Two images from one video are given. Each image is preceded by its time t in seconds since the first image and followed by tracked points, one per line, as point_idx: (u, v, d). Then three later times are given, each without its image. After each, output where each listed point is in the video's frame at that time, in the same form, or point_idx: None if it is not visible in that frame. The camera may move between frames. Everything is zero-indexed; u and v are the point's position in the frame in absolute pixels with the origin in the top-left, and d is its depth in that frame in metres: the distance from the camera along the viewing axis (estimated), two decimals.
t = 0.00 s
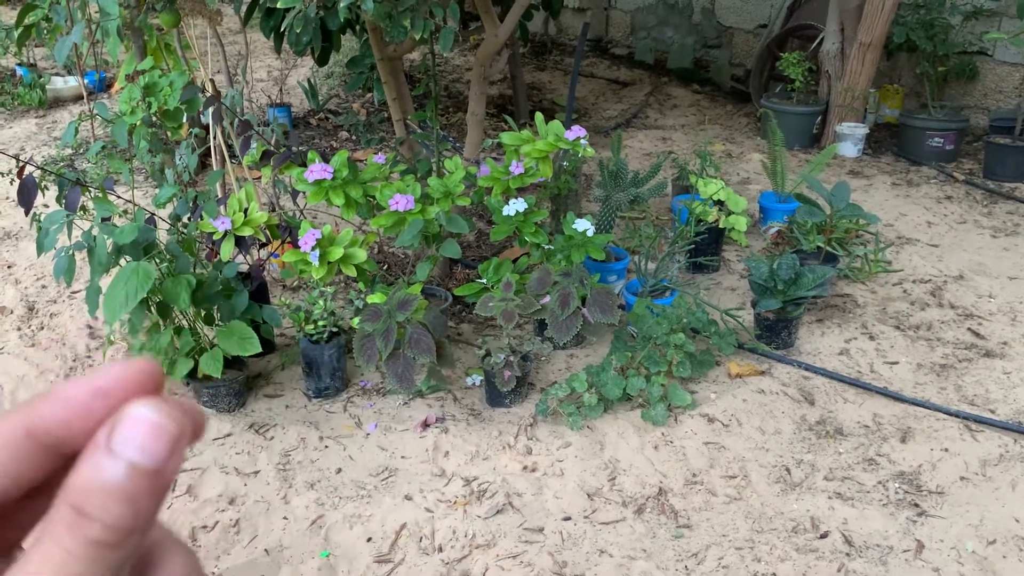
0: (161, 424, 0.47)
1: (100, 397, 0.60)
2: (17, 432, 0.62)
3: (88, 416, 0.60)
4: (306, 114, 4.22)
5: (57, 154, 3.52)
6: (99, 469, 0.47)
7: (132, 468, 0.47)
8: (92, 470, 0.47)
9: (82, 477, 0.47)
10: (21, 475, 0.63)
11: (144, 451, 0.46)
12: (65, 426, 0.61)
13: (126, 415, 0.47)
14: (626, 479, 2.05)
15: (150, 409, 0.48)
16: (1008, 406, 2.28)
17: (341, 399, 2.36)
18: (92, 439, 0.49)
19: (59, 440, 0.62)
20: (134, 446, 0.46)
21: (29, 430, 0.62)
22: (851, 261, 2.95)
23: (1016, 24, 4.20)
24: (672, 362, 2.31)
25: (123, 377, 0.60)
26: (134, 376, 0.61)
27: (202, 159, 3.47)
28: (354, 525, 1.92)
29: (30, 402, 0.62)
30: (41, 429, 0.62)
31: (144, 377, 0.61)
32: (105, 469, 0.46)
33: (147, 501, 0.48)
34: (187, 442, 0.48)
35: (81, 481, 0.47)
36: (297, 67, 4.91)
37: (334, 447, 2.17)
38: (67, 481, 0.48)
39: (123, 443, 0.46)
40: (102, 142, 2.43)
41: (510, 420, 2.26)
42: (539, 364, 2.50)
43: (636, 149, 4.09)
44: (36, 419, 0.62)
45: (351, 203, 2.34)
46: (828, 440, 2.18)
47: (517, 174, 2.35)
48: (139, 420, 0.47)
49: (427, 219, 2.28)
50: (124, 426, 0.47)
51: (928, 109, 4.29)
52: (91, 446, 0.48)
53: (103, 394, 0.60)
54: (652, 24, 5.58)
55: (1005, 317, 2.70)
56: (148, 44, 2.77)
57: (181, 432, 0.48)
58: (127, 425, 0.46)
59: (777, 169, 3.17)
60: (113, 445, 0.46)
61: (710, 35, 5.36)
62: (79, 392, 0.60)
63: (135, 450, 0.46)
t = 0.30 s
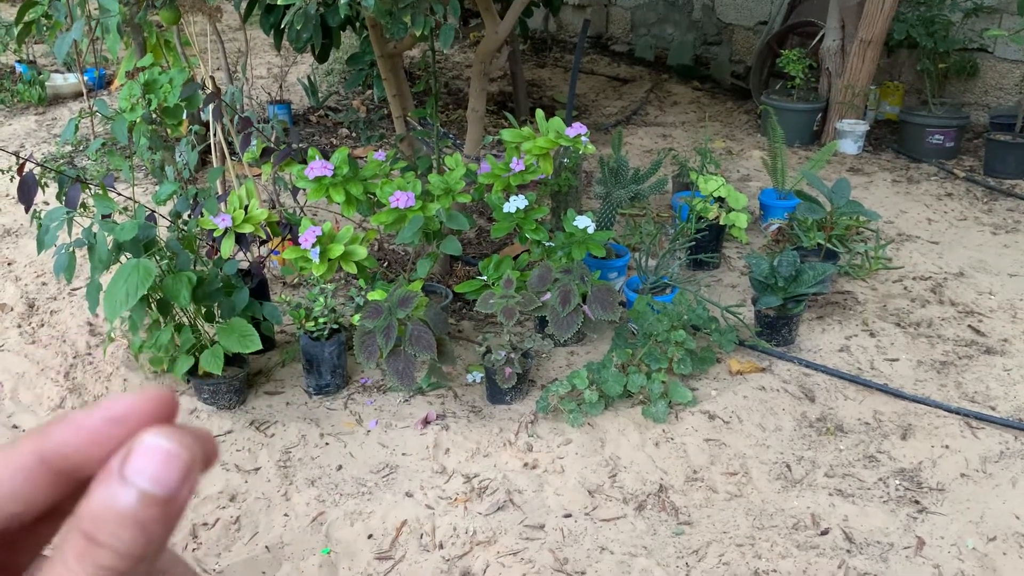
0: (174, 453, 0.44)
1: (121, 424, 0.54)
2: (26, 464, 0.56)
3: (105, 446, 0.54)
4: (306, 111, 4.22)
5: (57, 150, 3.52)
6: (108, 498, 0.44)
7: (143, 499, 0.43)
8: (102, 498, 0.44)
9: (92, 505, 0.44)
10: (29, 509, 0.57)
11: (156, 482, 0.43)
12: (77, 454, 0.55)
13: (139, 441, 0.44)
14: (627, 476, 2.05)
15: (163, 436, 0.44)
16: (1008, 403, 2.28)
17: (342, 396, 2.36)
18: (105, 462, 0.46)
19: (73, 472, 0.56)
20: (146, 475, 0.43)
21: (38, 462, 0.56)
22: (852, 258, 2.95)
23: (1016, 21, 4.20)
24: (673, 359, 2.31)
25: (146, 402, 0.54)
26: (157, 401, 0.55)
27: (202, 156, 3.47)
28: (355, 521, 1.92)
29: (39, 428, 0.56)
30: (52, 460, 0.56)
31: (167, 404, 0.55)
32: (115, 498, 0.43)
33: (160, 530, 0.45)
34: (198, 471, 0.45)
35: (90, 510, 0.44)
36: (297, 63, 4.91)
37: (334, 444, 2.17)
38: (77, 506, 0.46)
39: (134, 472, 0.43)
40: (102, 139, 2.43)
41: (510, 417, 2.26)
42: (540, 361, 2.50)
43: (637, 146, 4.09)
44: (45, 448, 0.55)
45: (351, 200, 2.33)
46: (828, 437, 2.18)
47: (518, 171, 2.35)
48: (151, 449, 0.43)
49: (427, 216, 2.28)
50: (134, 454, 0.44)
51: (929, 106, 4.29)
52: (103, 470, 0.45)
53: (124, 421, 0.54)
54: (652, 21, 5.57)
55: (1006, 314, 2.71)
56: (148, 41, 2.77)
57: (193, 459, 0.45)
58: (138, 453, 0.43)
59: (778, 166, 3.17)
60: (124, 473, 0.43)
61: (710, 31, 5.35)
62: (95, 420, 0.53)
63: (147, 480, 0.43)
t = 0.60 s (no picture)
0: (172, 455, 0.46)
1: (119, 425, 0.57)
2: (27, 463, 0.59)
3: (105, 446, 0.57)
4: (305, 110, 4.22)
5: (57, 150, 3.52)
6: (106, 499, 0.46)
7: (142, 499, 0.46)
8: (101, 499, 0.46)
9: (89, 505, 0.46)
10: (31, 507, 0.61)
11: (154, 482, 0.45)
12: (77, 453, 0.58)
13: (137, 443, 0.46)
14: (627, 474, 2.05)
15: (160, 437, 0.47)
16: (1008, 400, 2.29)
17: (341, 394, 2.36)
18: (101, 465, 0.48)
19: (71, 471, 0.60)
20: (144, 476, 0.45)
21: (37, 462, 0.59)
22: (851, 255, 2.95)
23: (1015, 18, 4.19)
24: (672, 356, 2.31)
25: (142, 403, 0.57)
26: (153, 403, 0.58)
27: (202, 155, 3.47)
28: (355, 519, 1.93)
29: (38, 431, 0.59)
30: (52, 460, 0.59)
31: (163, 405, 0.58)
32: (113, 499, 0.46)
33: (156, 530, 0.47)
34: (195, 472, 0.48)
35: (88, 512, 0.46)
36: (296, 62, 4.91)
37: (334, 442, 2.17)
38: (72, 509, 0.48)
39: (131, 475, 0.45)
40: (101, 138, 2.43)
41: (510, 415, 2.26)
42: (539, 359, 2.50)
43: (636, 144, 4.09)
44: (45, 450, 0.59)
45: (350, 199, 2.33)
46: (828, 434, 2.18)
47: (517, 170, 2.35)
48: (149, 450, 0.46)
49: (426, 215, 2.28)
50: (131, 455, 0.46)
51: (928, 103, 4.29)
52: (100, 473, 0.47)
53: (123, 422, 0.57)
54: (652, 19, 5.57)
55: (1005, 311, 2.71)
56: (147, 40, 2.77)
57: (190, 462, 0.47)
58: (137, 454, 0.45)
59: (777, 164, 3.17)
60: (122, 474, 0.46)
61: (710, 29, 5.34)
62: (94, 421, 0.57)
63: (145, 483, 0.45)
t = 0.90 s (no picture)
0: (149, 439, 0.46)
1: (96, 409, 0.57)
2: None
3: (82, 430, 0.57)
4: (306, 109, 4.22)
5: (57, 149, 3.52)
6: (80, 485, 0.46)
7: (119, 485, 0.45)
8: (77, 485, 0.46)
9: (64, 491, 0.46)
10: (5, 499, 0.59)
11: (131, 467, 0.45)
12: (54, 437, 0.57)
13: (114, 429, 0.46)
14: (628, 471, 2.05)
15: (138, 422, 0.46)
16: (1008, 397, 2.28)
17: (342, 393, 2.36)
18: (79, 451, 0.48)
19: (47, 457, 0.58)
20: (120, 461, 0.45)
21: (10, 445, 0.57)
22: (852, 253, 2.95)
23: (1016, 15, 4.19)
24: (673, 354, 2.31)
25: (120, 387, 0.58)
26: (131, 387, 0.58)
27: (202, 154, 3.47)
28: (356, 518, 1.93)
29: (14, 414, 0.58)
30: (26, 445, 0.57)
31: (142, 390, 0.58)
32: (87, 486, 0.45)
33: (133, 516, 0.47)
34: (173, 458, 0.47)
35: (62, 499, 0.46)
36: (296, 61, 4.91)
37: (336, 440, 2.17)
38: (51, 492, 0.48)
39: (107, 460, 0.45)
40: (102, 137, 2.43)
41: (511, 413, 2.27)
42: (540, 357, 2.51)
43: (637, 142, 4.09)
44: (20, 431, 0.57)
45: (350, 197, 2.34)
46: (828, 431, 2.18)
47: (517, 168, 2.35)
48: (127, 435, 0.45)
49: (427, 213, 2.28)
50: (107, 441, 0.45)
51: (929, 100, 4.28)
52: (77, 458, 0.47)
53: (99, 405, 0.57)
54: (652, 17, 5.56)
55: (1006, 308, 2.71)
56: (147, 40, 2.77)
57: (167, 448, 0.47)
58: (115, 439, 0.45)
59: (778, 161, 3.17)
60: (100, 460, 0.45)
61: (710, 27, 5.34)
62: (69, 405, 0.56)
63: (121, 467, 0.45)
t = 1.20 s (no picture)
0: (178, 518, 0.46)
1: (130, 491, 0.55)
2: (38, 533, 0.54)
3: (118, 512, 0.55)
4: (306, 107, 4.22)
5: (58, 148, 3.52)
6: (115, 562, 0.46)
7: (148, 560, 0.46)
8: (111, 561, 0.46)
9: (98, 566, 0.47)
10: None
11: (161, 541, 0.46)
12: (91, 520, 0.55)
13: (146, 508, 0.47)
14: (628, 468, 2.06)
15: (169, 503, 0.47)
16: (1008, 393, 2.29)
17: (343, 390, 2.37)
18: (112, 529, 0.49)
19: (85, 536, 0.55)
20: (153, 536, 0.46)
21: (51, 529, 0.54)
22: (852, 250, 2.95)
23: (1016, 12, 4.19)
24: (673, 351, 2.31)
25: (155, 471, 0.56)
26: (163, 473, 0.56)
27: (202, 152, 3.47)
28: (356, 515, 1.93)
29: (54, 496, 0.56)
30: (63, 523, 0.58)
31: (171, 476, 0.56)
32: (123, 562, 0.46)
33: None
34: (199, 535, 0.47)
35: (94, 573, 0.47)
36: (296, 60, 4.91)
37: (336, 438, 2.18)
38: None
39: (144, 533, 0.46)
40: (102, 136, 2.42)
41: (511, 411, 2.27)
42: (540, 355, 2.51)
43: (637, 139, 4.09)
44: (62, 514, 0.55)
45: (351, 195, 2.34)
46: (828, 428, 2.18)
47: (517, 166, 2.36)
48: (159, 514, 0.47)
49: (427, 211, 2.28)
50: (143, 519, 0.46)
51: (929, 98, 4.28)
52: (111, 536, 0.48)
53: (132, 489, 0.55)
54: (652, 15, 5.56)
55: (1005, 305, 2.71)
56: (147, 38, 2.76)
57: (195, 523, 0.47)
58: (147, 518, 0.46)
59: (778, 159, 3.17)
60: (134, 537, 0.46)
61: (710, 25, 5.33)
62: (103, 488, 0.55)
63: (155, 541, 0.46)
